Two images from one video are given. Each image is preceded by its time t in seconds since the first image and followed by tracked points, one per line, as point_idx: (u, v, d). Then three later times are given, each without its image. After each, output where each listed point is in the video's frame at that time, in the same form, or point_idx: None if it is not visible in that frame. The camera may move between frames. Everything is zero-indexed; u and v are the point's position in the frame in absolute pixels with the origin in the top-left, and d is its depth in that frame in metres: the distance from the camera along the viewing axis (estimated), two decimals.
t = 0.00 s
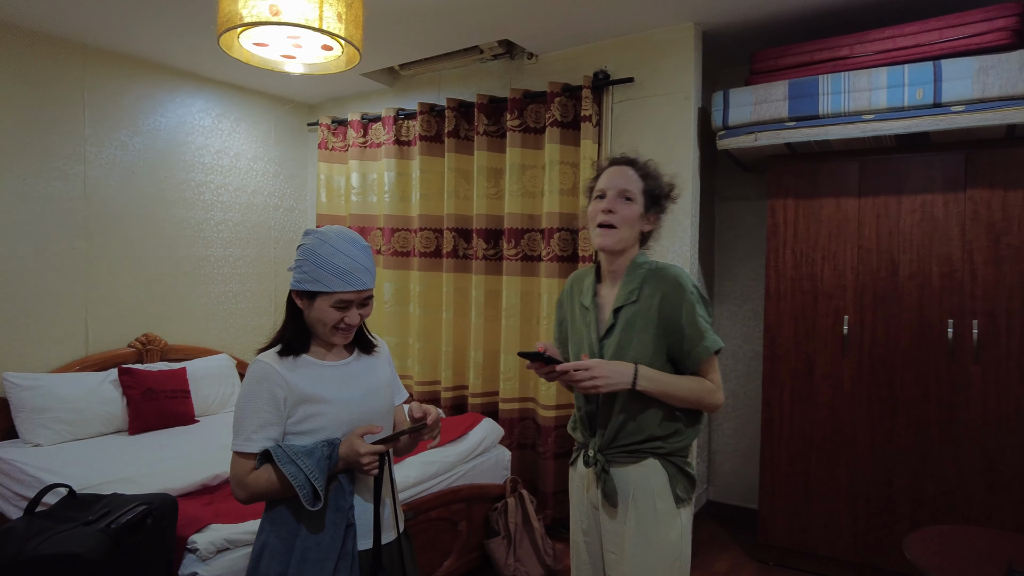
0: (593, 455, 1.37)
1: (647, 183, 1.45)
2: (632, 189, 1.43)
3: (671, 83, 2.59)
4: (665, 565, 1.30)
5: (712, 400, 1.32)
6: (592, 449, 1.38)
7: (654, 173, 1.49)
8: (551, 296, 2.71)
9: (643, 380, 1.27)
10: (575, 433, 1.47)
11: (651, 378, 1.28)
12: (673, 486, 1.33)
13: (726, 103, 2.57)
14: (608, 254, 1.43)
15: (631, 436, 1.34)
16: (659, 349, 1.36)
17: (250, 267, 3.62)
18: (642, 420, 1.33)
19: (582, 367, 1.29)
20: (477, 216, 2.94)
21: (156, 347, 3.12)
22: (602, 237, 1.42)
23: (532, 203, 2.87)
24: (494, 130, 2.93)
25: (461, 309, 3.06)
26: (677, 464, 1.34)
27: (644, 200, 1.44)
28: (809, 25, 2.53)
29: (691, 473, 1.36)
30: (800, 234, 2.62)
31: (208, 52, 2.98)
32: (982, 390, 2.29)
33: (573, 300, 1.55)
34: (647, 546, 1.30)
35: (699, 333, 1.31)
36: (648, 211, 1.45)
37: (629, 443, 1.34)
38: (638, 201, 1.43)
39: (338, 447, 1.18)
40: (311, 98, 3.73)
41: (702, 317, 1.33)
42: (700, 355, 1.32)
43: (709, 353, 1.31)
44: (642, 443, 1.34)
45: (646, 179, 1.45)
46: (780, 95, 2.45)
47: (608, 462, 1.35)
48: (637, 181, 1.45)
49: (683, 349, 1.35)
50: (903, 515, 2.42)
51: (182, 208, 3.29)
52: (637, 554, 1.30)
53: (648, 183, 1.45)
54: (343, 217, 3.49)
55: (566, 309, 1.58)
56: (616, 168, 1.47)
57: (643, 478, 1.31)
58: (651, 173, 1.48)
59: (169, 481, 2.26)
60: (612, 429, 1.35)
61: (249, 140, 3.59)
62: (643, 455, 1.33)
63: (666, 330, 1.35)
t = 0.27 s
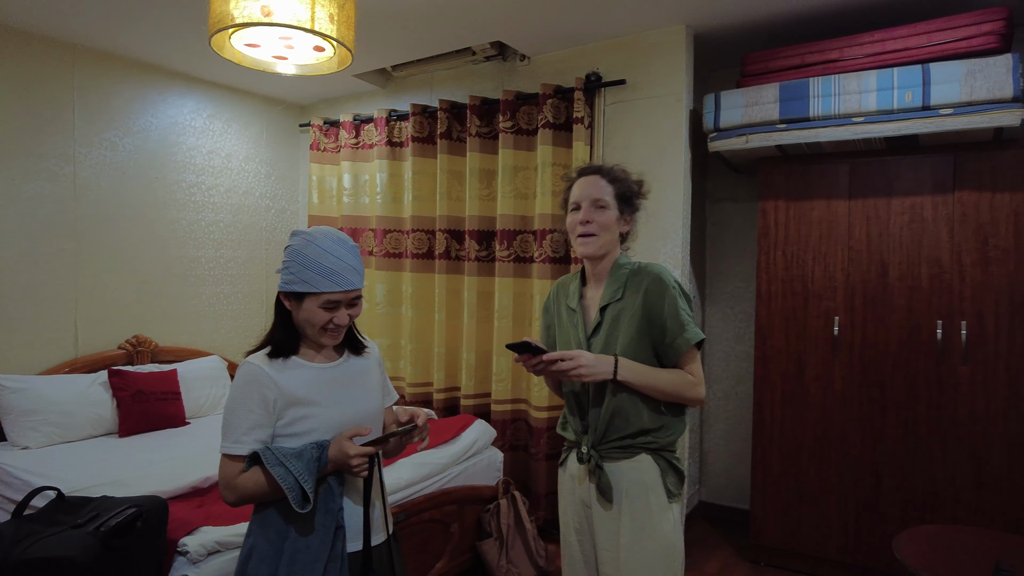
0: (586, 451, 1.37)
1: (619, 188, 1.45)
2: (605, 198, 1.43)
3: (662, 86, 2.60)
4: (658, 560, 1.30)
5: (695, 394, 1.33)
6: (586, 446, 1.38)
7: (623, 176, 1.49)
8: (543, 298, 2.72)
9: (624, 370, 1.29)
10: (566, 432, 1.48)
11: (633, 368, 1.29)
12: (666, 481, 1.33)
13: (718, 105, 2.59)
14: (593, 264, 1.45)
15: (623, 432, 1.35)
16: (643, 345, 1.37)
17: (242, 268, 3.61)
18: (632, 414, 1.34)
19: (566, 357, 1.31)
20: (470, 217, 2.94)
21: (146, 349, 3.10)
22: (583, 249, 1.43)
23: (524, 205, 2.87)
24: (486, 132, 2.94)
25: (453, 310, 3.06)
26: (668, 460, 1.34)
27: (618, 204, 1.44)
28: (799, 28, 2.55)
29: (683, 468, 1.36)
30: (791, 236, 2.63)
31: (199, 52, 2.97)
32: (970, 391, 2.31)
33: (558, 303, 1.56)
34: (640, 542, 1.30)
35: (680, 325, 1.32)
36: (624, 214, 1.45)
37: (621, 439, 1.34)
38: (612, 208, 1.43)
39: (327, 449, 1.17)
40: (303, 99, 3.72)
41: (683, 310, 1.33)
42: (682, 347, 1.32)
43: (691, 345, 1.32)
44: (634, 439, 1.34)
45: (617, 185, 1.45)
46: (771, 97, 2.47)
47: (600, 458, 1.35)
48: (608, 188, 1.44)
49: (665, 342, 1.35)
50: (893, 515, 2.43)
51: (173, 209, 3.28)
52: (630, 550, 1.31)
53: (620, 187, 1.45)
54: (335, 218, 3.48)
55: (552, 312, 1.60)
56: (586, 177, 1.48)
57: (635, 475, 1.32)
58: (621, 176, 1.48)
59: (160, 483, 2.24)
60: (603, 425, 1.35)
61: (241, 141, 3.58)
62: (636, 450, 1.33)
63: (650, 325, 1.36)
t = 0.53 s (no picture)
0: (576, 448, 1.38)
1: (591, 193, 1.39)
2: (580, 212, 1.38)
3: (655, 86, 2.60)
4: (644, 561, 1.30)
5: (689, 394, 1.33)
6: (576, 442, 1.39)
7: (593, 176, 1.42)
8: (537, 298, 2.72)
9: (623, 365, 1.29)
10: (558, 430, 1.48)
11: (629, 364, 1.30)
12: (654, 481, 1.33)
13: (710, 106, 2.59)
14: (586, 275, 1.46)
15: (612, 429, 1.35)
16: (639, 344, 1.37)
17: (234, 268, 3.59)
18: (621, 411, 1.35)
19: (568, 348, 1.32)
20: (463, 218, 2.94)
21: (138, 350, 3.08)
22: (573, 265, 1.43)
23: (518, 205, 2.88)
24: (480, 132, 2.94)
25: (447, 310, 3.06)
26: (658, 460, 1.34)
27: (595, 210, 1.40)
28: (791, 30, 2.56)
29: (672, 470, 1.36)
30: (783, 237, 2.64)
31: (191, 52, 2.96)
32: (961, 390, 2.32)
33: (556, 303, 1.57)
34: (627, 541, 1.31)
35: (677, 323, 1.33)
36: (604, 218, 1.41)
37: (611, 437, 1.35)
38: (591, 219, 1.39)
39: (317, 449, 1.17)
40: (296, 99, 3.71)
41: (681, 309, 1.35)
42: (679, 345, 1.33)
43: (688, 344, 1.33)
44: (624, 437, 1.35)
45: (589, 192, 1.39)
46: (764, 98, 2.48)
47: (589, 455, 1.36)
48: (581, 198, 1.39)
49: (662, 341, 1.36)
50: (884, 514, 2.45)
51: (165, 209, 3.26)
52: (617, 549, 1.31)
53: (592, 192, 1.39)
54: (328, 218, 3.47)
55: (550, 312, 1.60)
56: (558, 188, 1.43)
57: (623, 473, 1.32)
58: (591, 179, 1.41)
59: (151, 484, 2.23)
60: (594, 422, 1.36)
61: (233, 140, 3.57)
62: (625, 449, 1.33)
63: (647, 324, 1.37)
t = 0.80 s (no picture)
0: (571, 450, 1.38)
1: (579, 197, 1.38)
2: (569, 217, 1.38)
3: (650, 87, 2.61)
4: (639, 562, 1.30)
5: (685, 395, 1.33)
6: (571, 444, 1.39)
7: (580, 178, 1.41)
8: (531, 298, 2.72)
9: (618, 366, 1.29)
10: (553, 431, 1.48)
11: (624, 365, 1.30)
12: (650, 483, 1.33)
13: (705, 107, 2.60)
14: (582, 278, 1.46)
15: (607, 431, 1.35)
16: (635, 344, 1.37)
17: (228, 269, 3.58)
18: (616, 414, 1.35)
19: (562, 350, 1.32)
20: (459, 218, 2.94)
21: (132, 350, 3.07)
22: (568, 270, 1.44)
23: (513, 205, 2.88)
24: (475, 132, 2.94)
25: (441, 311, 3.06)
26: (653, 462, 1.34)
27: (584, 213, 1.39)
28: (784, 31, 2.57)
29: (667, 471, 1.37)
30: (778, 237, 2.65)
31: (185, 51, 2.95)
32: (953, 390, 2.34)
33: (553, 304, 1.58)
34: (622, 543, 1.31)
35: (671, 324, 1.33)
36: (594, 219, 1.41)
37: (606, 439, 1.35)
38: (581, 222, 1.39)
39: (308, 452, 1.17)
40: (291, 99, 3.71)
41: (676, 310, 1.35)
42: (674, 346, 1.33)
43: (684, 346, 1.33)
44: (619, 439, 1.35)
45: (576, 196, 1.39)
46: (758, 99, 2.48)
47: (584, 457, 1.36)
48: (568, 203, 1.38)
49: (657, 342, 1.36)
50: (877, 513, 2.46)
51: (158, 209, 3.25)
52: (612, 550, 1.31)
53: (580, 196, 1.38)
54: (322, 218, 3.46)
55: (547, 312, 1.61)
56: (546, 194, 1.42)
57: (619, 475, 1.32)
58: (577, 182, 1.40)
59: (144, 485, 2.22)
60: (590, 424, 1.36)
61: (227, 140, 3.56)
62: (620, 451, 1.34)
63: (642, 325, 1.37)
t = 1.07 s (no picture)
0: (569, 455, 1.37)
1: (573, 197, 1.38)
2: (564, 218, 1.38)
3: (645, 88, 2.61)
4: (639, 567, 1.31)
5: (685, 399, 1.32)
6: (570, 450, 1.38)
7: (574, 178, 1.41)
8: (527, 299, 2.72)
9: (615, 370, 1.28)
10: (552, 435, 1.48)
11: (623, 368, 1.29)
12: (650, 488, 1.32)
13: (700, 108, 2.60)
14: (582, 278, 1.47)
15: (605, 437, 1.34)
16: (633, 347, 1.36)
17: (222, 270, 3.57)
18: (615, 419, 1.34)
19: (558, 354, 1.32)
20: (454, 219, 2.93)
21: (125, 351, 3.06)
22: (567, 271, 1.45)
23: (509, 206, 2.88)
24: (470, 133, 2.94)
25: (436, 312, 3.05)
26: (653, 467, 1.34)
27: (580, 214, 1.39)
28: (779, 33, 2.57)
29: (667, 475, 1.36)
30: (772, 238, 2.66)
31: (179, 51, 2.94)
32: (946, 390, 2.35)
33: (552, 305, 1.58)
34: (621, 547, 1.32)
35: (670, 327, 1.32)
36: (591, 219, 1.40)
37: (605, 444, 1.34)
38: (577, 223, 1.39)
39: (300, 456, 1.16)
40: (285, 99, 3.70)
41: (676, 313, 1.33)
42: (672, 350, 1.32)
43: (683, 349, 1.32)
44: (618, 444, 1.34)
45: (571, 196, 1.38)
46: (752, 100, 2.49)
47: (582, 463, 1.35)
48: (564, 204, 1.38)
49: (656, 345, 1.34)
50: (872, 514, 2.47)
51: (152, 209, 3.23)
52: (613, 556, 1.32)
53: (575, 196, 1.38)
54: (317, 219, 3.46)
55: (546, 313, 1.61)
56: (541, 195, 1.42)
57: (618, 480, 1.32)
58: (571, 182, 1.39)
59: (137, 487, 2.20)
60: (588, 429, 1.35)
61: (222, 141, 3.54)
62: (619, 456, 1.33)
63: (640, 326, 1.36)
